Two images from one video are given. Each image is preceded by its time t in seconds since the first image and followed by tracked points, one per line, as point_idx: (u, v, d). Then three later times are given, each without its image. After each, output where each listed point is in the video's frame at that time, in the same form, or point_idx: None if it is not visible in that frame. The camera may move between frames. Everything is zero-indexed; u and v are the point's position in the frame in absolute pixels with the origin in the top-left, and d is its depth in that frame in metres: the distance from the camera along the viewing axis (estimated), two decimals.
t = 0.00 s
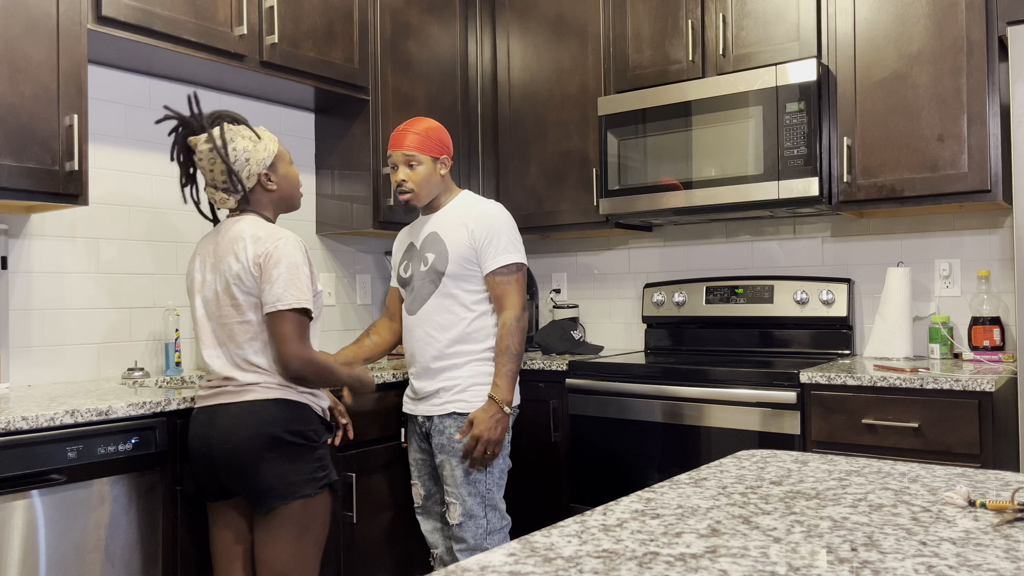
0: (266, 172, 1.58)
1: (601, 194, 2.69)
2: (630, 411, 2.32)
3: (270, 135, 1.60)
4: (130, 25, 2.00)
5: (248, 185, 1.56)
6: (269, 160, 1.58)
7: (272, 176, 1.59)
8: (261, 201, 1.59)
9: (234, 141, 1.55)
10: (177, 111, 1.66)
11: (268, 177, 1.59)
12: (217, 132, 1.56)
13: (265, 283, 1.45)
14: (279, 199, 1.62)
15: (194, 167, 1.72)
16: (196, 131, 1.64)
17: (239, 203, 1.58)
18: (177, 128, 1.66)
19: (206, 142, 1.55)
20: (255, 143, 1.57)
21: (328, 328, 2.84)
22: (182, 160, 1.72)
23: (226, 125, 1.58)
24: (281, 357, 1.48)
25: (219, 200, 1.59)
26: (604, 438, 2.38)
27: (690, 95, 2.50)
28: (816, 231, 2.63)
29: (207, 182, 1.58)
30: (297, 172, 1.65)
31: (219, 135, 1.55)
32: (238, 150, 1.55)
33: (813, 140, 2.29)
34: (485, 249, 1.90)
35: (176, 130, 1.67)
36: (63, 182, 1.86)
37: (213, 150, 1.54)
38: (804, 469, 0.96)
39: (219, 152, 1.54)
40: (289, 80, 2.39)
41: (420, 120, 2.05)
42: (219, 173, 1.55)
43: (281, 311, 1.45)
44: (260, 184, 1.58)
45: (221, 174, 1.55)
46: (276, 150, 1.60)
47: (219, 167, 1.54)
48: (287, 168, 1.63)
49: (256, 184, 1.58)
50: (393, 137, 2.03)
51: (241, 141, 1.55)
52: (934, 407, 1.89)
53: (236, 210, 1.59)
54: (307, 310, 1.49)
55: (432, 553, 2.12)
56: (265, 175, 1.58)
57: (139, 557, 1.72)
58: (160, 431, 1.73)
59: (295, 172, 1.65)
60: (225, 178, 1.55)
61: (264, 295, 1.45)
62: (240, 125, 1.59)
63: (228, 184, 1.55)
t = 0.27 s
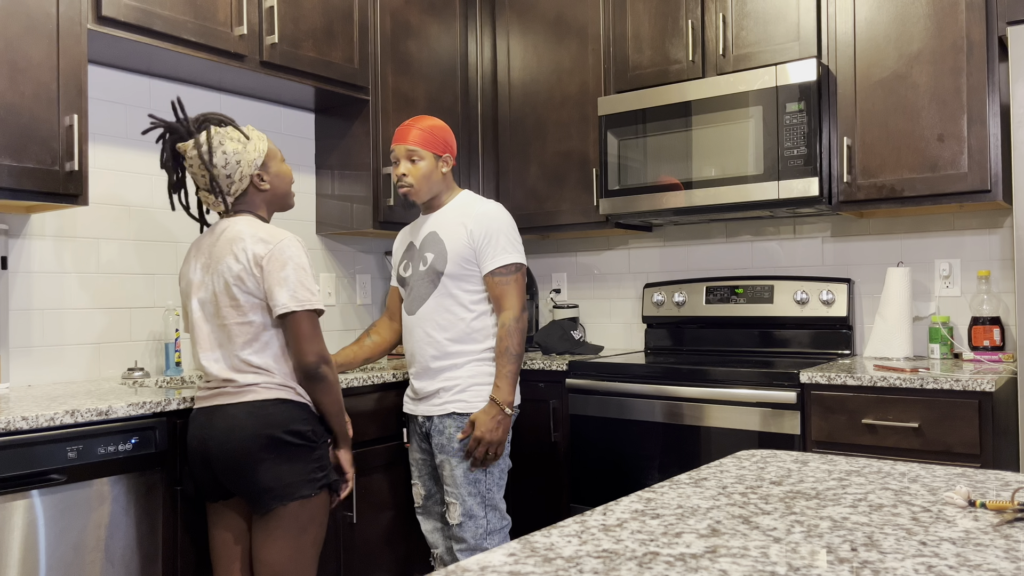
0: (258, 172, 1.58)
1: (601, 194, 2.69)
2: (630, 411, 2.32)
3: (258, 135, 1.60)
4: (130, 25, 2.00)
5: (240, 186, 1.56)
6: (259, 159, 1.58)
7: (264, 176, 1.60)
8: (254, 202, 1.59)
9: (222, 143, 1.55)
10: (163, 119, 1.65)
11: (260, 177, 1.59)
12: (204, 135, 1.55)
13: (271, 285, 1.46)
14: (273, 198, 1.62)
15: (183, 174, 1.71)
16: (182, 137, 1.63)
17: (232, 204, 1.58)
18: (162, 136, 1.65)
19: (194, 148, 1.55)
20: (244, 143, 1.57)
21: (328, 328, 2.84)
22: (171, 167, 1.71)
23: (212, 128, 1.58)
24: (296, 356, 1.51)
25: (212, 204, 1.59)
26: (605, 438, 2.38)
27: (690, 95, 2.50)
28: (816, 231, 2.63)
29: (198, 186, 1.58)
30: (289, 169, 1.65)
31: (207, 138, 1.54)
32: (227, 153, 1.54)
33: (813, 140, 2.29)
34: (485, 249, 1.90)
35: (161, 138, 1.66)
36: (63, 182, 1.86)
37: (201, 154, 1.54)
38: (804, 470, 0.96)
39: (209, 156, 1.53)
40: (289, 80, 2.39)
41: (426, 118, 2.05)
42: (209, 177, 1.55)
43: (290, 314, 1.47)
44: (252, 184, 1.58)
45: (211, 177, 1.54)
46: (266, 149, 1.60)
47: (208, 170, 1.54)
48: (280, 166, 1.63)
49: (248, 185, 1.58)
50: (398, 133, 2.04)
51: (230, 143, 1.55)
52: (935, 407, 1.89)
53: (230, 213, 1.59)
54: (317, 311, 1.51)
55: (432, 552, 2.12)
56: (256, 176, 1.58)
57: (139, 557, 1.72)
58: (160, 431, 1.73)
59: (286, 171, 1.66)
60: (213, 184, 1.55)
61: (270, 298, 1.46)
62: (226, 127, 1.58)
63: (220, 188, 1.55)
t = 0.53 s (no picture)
0: (258, 172, 1.58)
1: (601, 194, 2.69)
2: (630, 411, 2.32)
3: (258, 135, 1.60)
4: (130, 24, 2.00)
5: (240, 186, 1.56)
6: (259, 160, 1.58)
7: (264, 176, 1.60)
8: (252, 202, 1.59)
9: (222, 143, 1.55)
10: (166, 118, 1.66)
11: (259, 177, 1.59)
12: (205, 134, 1.55)
13: (263, 285, 1.45)
14: (272, 199, 1.62)
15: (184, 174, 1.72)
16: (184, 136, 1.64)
17: (231, 204, 1.58)
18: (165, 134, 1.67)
19: (194, 146, 1.55)
20: (245, 143, 1.57)
21: (328, 328, 2.84)
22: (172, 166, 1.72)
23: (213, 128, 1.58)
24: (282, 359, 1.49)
25: (211, 203, 1.59)
26: (605, 438, 2.38)
27: (690, 95, 2.50)
28: (816, 231, 2.63)
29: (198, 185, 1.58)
30: (289, 170, 1.65)
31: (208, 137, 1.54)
32: (227, 152, 1.54)
33: (813, 140, 2.29)
34: (487, 250, 1.90)
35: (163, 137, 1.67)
36: (63, 182, 1.86)
37: (201, 153, 1.54)
38: (804, 470, 0.96)
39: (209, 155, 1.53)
40: (289, 80, 2.39)
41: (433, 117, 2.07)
42: (209, 176, 1.55)
43: (282, 314, 1.46)
44: (252, 184, 1.58)
45: (211, 177, 1.55)
46: (266, 150, 1.60)
47: (208, 170, 1.54)
48: (279, 167, 1.63)
49: (248, 185, 1.58)
50: (404, 126, 2.04)
51: (230, 143, 1.55)
52: (935, 407, 1.89)
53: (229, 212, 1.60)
54: (307, 311, 1.50)
55: (432, 553, 2.12)
56: (256, 176, 1.58)
57: (139, 557, 1.72)
58: (160, 431, 1.73)
59: (286, 172, 1.66)
60: (212, 182, 1.55)
61: (263, 298, 1.46)
62: (227, 126, 1.58)
63: (219, 187, 1.55)
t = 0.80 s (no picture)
0: (257, 172, 1.58)
1: (601, 194, 2.69)
2: (630, 411, 2.32)
3: (258, 135, 1.60)
4: (130, 25, 2.00)
5: (239, 186, 1.56)
6: (259, 159, 1.58)
7: (263, 176, 1.59)
8: (253, 202, 1.59)
9: (222, 143, 1.55)
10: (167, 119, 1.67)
11: (259, 177, 1.59)
12: (205, 134, 1.55)
13: (263, 285, 1.45)
14: (272, 199, 1.62)
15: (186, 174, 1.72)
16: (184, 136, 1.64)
17: (231, 204, 1.58)
18: (163, 135, 1.67)
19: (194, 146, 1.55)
20: (244, 143, 1.57)
21: (328, 328, 2.84)
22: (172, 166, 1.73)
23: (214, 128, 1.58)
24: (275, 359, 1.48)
25: (212, 204, 1.59)
26: (604, 438, 2.38)
27: (690, 95, 2.50)
28: (816, 231, 2.63)
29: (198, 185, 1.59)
30: (290, 171, 1.65)
31: (207, 137, 1.55)
32: (226, 153, 1.54)
33: (813, 140, 2.29)
34: (489, 251, 1.90)
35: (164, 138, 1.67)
36: (63, 182, 1.86)
37: (201, 153, 1.54)
38: (804, 469, 0.96)
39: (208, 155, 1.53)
40: (289, 80, 2.39)
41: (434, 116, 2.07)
42: (209, 175, 1.55)
43: (281, 315, 1.46)
44: (251, 184, 1.58)
45: (211, 177, 1.55)
46: (266, 150, 1.60)
47: (208, 170, 1.54)
48: (279, 167, 1.62)
49: (247, 185, 1.58)
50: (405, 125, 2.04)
51: (229, 143, 1.55)
52: (935, 407, 1.89)
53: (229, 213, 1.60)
54: (305, 312, 1.49)
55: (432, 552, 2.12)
56: (255, 176, 1.58)
57: (139, 557, 1.72)
58: (160, 431, 1.73)
59: (287, 172, 1.65)
60: (212, 182, 1.55)
61: (263, 298, 1.45)
62: (227, 126, 1.58)
63: (219, 188, 1.55)
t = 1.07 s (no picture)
0: (252, 171, 1.57)
1: (601, 194, 2.69)
2: (630, 411, 2.32)
3: (259, 134, 1.59)
4: (131, 25, 2.00)
5: (234, 185, 1.57)
6: (254, 159, 1.56)
7: (259, 176, 1.58)
8: (250, 201, 1.59)
9: (220, 140, 1.55)
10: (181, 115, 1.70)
11: (253, 177, 1.57)
12: (206, 131, 1.57)
13: (261, 284, 1.45)
14: (269, 199, 1.60)
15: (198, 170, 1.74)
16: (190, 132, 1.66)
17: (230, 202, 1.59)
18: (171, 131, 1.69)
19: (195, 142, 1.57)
20: (241, 142, 1.56)
21: (328, 328, 2.84)
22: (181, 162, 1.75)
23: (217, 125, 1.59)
24: (271, 360, 1.47)
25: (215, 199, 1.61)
26: (604, 438, 2.38)
27: (690, 95, 2.50)
28: (816, 231, 2.63)
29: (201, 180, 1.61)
30: (291, 172, 1.63)
31: (206, 134, 1.56)
32: (222, 151, 1.55)
33: (813, 140, 2.29)
34: (492, 253, 1.91)
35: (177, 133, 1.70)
36: (63, 182, 1.86)
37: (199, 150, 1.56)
38: (804, 469, 0.96)
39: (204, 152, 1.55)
40: (289, 80, 2.39)
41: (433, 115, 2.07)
42: (207, 172, 1.57)
43: (277, 314, 1.45)
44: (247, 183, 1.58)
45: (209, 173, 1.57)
46: (263, 149, 1.59)
47: (206, 166, 1.56)
48: (278, 168, 1.61)
49: (243, 184, 1.58)
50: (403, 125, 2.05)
51: (226, 141, 1.55)
52: (935, 407, 1.89)
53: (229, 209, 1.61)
54: (302, 311, 1.48)
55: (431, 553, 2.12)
56: (250, 176, 1.57)
57: (139, 557, 1.72)
58: (160, 431, 1.73)
59: (288, 174, 1.64)
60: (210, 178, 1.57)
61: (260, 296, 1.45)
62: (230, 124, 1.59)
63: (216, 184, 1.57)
